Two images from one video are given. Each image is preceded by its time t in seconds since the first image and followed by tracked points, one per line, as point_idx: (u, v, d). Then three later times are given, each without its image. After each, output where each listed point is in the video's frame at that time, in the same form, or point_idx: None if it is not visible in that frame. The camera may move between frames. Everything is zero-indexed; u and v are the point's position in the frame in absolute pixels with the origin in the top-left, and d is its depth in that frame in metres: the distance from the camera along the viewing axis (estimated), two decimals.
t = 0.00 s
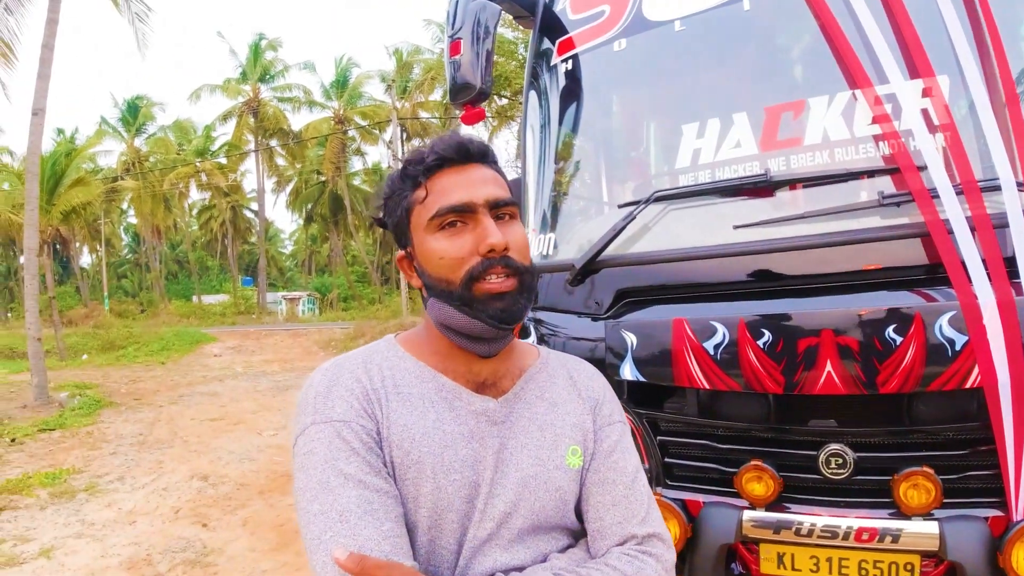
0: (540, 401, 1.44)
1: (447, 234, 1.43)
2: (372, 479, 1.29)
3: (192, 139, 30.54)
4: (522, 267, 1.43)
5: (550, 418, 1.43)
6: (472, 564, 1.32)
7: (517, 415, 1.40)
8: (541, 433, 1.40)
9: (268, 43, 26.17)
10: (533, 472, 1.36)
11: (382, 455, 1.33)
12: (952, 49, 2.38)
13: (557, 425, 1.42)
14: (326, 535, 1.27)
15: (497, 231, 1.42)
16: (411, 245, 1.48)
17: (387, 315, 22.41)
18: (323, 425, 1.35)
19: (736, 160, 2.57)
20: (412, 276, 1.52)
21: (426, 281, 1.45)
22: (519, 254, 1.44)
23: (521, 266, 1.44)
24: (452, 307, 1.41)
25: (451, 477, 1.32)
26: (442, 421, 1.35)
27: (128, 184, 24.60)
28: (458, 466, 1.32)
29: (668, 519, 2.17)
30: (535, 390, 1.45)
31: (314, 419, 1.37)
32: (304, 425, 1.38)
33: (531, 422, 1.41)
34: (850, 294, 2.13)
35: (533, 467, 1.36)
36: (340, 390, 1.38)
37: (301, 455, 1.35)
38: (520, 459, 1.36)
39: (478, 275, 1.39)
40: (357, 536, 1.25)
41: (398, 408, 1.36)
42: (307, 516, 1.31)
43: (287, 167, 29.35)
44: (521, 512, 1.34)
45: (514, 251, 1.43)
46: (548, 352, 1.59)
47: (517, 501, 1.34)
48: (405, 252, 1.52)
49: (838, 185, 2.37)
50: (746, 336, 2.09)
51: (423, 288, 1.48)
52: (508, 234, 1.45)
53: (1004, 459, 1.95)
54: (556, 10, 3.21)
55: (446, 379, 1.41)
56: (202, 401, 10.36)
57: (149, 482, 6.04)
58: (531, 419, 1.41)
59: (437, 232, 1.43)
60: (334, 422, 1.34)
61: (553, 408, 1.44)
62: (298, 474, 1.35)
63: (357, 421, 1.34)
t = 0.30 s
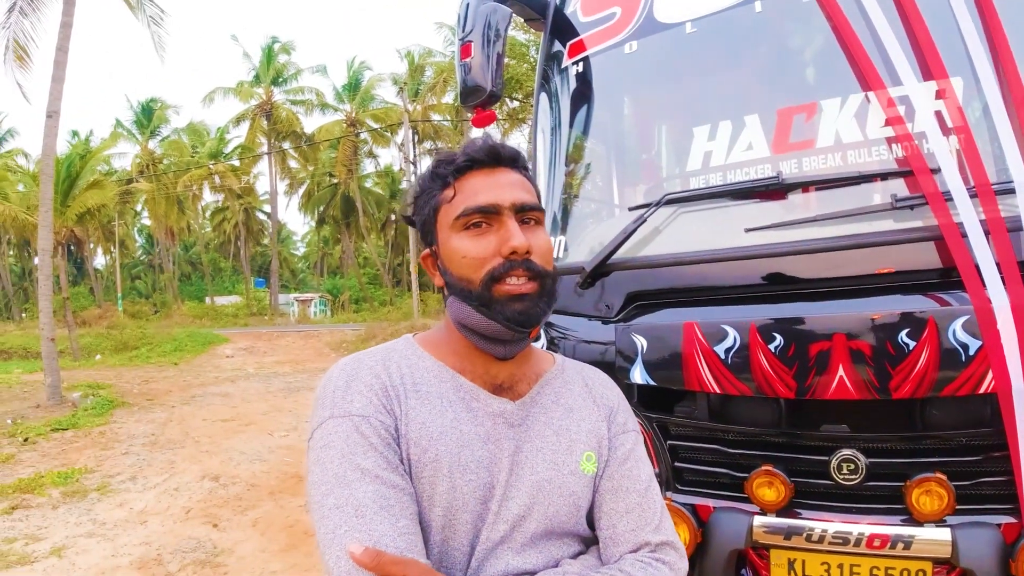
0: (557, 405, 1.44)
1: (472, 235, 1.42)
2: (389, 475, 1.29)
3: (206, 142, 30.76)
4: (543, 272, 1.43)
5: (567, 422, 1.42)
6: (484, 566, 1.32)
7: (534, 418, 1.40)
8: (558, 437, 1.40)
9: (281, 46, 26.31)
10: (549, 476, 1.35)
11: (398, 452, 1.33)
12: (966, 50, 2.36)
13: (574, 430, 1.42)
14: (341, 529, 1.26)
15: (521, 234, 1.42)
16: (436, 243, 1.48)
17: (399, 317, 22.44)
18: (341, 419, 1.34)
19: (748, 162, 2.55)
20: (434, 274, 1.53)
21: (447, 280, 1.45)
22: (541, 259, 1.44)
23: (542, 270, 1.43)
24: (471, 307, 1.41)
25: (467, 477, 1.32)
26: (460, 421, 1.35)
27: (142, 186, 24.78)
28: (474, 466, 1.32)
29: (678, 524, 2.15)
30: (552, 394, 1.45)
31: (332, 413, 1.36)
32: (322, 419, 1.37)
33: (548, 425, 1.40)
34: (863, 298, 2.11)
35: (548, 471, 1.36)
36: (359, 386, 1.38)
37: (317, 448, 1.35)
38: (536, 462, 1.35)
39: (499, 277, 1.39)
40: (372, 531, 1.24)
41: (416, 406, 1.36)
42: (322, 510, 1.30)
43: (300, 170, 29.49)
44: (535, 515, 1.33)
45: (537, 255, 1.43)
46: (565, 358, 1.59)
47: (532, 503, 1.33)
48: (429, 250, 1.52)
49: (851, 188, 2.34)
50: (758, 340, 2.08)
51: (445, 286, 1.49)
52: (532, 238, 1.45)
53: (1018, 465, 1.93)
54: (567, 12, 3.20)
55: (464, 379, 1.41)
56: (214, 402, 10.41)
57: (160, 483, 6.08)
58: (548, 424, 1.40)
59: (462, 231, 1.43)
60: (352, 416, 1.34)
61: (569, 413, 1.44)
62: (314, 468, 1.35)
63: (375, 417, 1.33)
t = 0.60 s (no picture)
0: (557, 406, 1.44)
1: (478, 234, 1.43)
2: (392, 472, 1.29)
3: (212, 144, 30.86)
4: (545, 274, 1.44)
5: (566, 424, 1.42)
6: (483, 563, 1.32)
7: (534, 419, 1.40)
8: (557, 437, 1.40)
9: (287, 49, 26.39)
10: (549, 477, 1.36)
11: (401, 450, 1.33)
12: (968, 53, 2.35)
13: (573, 431, 1.42)
14: (344, 525, 1.26)
15: (525, 236, 1.42)
16: (441, 243, 1.49)
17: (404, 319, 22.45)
18: (346, 416, 1.35)
19: (750, 165, 2.55)
20: (439, 274, 1.53)
21: (452, 279, 1.46)
22: (544, 261, 1.44)
23: (544, 272, 1.43)
24: (473, 307, 1.41)
25: (469, 476, 1.32)
26: (462, 420, 1.35)
27: (148, 188, 24.89)
28: (475, 465, 1.32)
29: (679, 528, 2.14)
30: (552, 396, 1.45)
31: (337, 410, 1.37)
32: (326, 415, 1.38)
33: (548, 426, 1.40)
34: (865, 301, 2.10)
35: (548, 471, 1.36)
36: (363, 383, 1.39)
37: (321, 444, 1.35)
38: (536, 462, 1.36)
39: (502, 277, 1.40)
40: (375, 526, 1.25)
41: (420, 404, 1.36)
42: (325, 505, 1.30)
43: (305, 172, 29.56)
44: (535, 515, 1.34)
45: (540, 257, 1.43)
46: (565, 361, 1.59)
47: (532, 503, 1.33)
48: (435, 251, 1.52)
49: (853, 191, 2.34)
50: (759, 343, 2.08)
51: (449, 286, 1.49)
52: (536, 240, 1.45)
53: (1020, 469, 1.92)
54: (570, 15, 3.19)
55: (466, 380, 1.41)
56: (218, 404, 10.45)
57: (164, 484, 6.09)
58: (547, 425, 1.40)
59: (468, 231, 1.43)
60: (357, 413, 1.34)
61: (568, 415, 1.44)
62: (317, 464, 1.35)
63: (379, 414, 1.34)
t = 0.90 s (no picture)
0: (551, 409, 1.45)
1: (473, 240, 1.44)
2: (385, 474, 1.30)
3: (213, 146, 30.91)
4: (539, 279, 1.44)
5: (560, 426, 1.43)
6: (477, 563, 1.33)
7: (528, 421, 1.41)
8: (551, 439, 1.41)
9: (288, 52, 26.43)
10: (542, 478, 1.36)
11: (396, 452, 1.34)
12: (966, 56, 2.36)
13: (566, 433, 1.42)
14: (339, 526, 1.27)
15: (519, 242, 1.43)
16: (437, 249, 1.50)
17: (405, 321, 22.45)
18: (340, 419, 1.36)
19: (749, 168, 2.56)
20: (436, 280, 1.54)
21: (448, 285, 1.47)
22: (538, 266, 1.45)
23: (538, 277, 1.44)
24: (469, 312, 1.42)
25: (462, 477, 1.33)
26: (455, 423, 1.36)
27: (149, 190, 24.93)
28: (468, 467, 1.33)
29: (679, 529, 2.15)
30: (546, 398, 1.46)
31: (332, 413, 1.38)
32: (322, 419, 1.39)
33: (542, 428, 1.41)
34: (864, 304, 2.11)
35: (540, 473, 1.37)
36: (358, 387, 1.40)
37: (317, 447, 1.36)
38: (529, 464, 1.36)
39: (497, 282, 1.40)
40: (368, 527, 1.26)
41: (414, 407, 1.37)
42: (321, 506, 1.31)
43: (307, 175, 29.60)
44: (528, 515, 1.34)
45: (534, 263, 1.44)
46: (561, 363, 1.59)
47: (525, 503, 1.34)
48: (431, 257, 1.53)
49: (851, 194, 2.35)
50: (758, 345, 2.08)
51: (445, 292, 1.50)
52: (530, 245, 1.46)
53: (1019, 471, 1.92)
54: (570, 19, 3.20)
55: (460, 383, 1.42)
56: (220, 405, 10.46)
57: (165, 486, 6.10)
58: (541, 427, 1.41)
59: (463, 238, 1.44)
60: (352, 417, 1.35)
61: (562, 417, 1.44)
62: (314, 466, 1.36)
63: (374, 418, 1.35)
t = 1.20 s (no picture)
0: (542, 409, 1.45)
1: (472, 239, 1.44)
2: (374, 478, 1.31)
3: (212, 148, 30.91)
4: (533, 284, 1.44)
5: (551, 426, 1.43)
6: (469, 564, 1.34)
7: (518, 422, 1.41)
8: (542, 440, 1.41)
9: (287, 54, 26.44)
10: (533, 479, 1.37)
11: (385, 457, 1.35)
12: (963, 57, 2.37)
13: (557, 433, 1.42)
14: (330, 530, 1.28)
15: (517, 246, 1.43)
16: (435, 243, 1.50)
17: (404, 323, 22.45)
18: (330, 426, 1.37)
19: (747, 170, 2.57)
20: (431, 274, 1.55)
21: (442, 281, 1.47)
22: (533, 272, 1.45)
23: (532, 283, 1.44)
24: (459, 310, 1.43)
25: (452, 480, 1.33)
26: (444, 425, 1.37)
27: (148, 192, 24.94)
28: (457, 470, 1.34)
29: (678, 531, 2.16)
30: (537, 399, 1.46)
31: (323, 419, 1.39)
32: (313, 425, 1.40)
33: (532, 428, 1.41)
34: (862, 306, 2.11)
35: (532, 473, 1.37)
36: (348, 392, 1.40)
37: (309, 453, 1.38)
38: (519, 465, 1.37)
39: (490, 284, 1.41)
40: (358, 531, 1.27)
41: (403, 411, 1.38)
42: (313, 512, 1.32)
43: (306, 177, 29.59)
44: (519, 516, 1.35)
45: (530, 268, 1.44)
46: (554, 363, 1.59)
47: (516, 504, 1.35)
48: (428, 249, 1.54)
49: (849, 196, 2.36)
50: (756, 347, 2.09)
51: (439, 286, 1.50)
52: (528, 251, 1.46)
53: (1016, 471, 1.93)
54: (568, 21, 3.21)
55: (450, 386, 1.42)
56: (219, 408, 10.46)
57: (164, 488, 6.10)
58: (532, 428, 1.41)
59: (462, 235, 1.45)
60: (340, 423, 1.36)
61: (553, 417, 1.44)
62: (306, 472, 1.37)
63: (363, 423, 1.35)
